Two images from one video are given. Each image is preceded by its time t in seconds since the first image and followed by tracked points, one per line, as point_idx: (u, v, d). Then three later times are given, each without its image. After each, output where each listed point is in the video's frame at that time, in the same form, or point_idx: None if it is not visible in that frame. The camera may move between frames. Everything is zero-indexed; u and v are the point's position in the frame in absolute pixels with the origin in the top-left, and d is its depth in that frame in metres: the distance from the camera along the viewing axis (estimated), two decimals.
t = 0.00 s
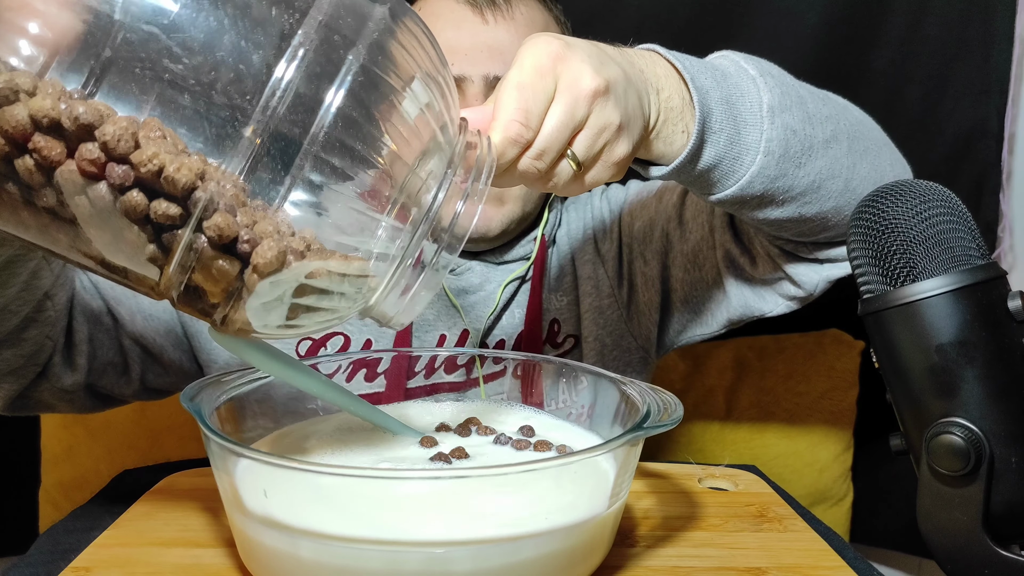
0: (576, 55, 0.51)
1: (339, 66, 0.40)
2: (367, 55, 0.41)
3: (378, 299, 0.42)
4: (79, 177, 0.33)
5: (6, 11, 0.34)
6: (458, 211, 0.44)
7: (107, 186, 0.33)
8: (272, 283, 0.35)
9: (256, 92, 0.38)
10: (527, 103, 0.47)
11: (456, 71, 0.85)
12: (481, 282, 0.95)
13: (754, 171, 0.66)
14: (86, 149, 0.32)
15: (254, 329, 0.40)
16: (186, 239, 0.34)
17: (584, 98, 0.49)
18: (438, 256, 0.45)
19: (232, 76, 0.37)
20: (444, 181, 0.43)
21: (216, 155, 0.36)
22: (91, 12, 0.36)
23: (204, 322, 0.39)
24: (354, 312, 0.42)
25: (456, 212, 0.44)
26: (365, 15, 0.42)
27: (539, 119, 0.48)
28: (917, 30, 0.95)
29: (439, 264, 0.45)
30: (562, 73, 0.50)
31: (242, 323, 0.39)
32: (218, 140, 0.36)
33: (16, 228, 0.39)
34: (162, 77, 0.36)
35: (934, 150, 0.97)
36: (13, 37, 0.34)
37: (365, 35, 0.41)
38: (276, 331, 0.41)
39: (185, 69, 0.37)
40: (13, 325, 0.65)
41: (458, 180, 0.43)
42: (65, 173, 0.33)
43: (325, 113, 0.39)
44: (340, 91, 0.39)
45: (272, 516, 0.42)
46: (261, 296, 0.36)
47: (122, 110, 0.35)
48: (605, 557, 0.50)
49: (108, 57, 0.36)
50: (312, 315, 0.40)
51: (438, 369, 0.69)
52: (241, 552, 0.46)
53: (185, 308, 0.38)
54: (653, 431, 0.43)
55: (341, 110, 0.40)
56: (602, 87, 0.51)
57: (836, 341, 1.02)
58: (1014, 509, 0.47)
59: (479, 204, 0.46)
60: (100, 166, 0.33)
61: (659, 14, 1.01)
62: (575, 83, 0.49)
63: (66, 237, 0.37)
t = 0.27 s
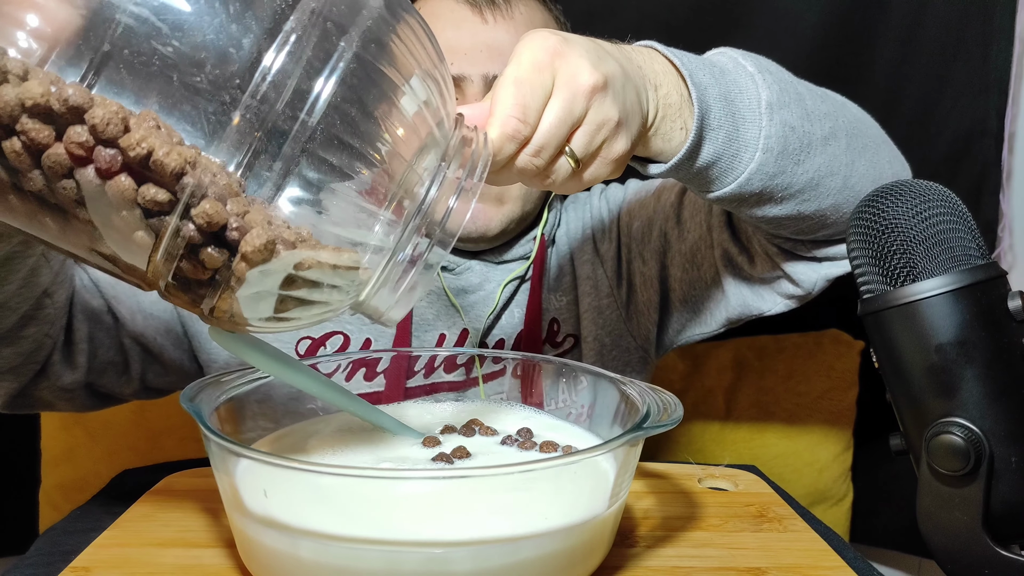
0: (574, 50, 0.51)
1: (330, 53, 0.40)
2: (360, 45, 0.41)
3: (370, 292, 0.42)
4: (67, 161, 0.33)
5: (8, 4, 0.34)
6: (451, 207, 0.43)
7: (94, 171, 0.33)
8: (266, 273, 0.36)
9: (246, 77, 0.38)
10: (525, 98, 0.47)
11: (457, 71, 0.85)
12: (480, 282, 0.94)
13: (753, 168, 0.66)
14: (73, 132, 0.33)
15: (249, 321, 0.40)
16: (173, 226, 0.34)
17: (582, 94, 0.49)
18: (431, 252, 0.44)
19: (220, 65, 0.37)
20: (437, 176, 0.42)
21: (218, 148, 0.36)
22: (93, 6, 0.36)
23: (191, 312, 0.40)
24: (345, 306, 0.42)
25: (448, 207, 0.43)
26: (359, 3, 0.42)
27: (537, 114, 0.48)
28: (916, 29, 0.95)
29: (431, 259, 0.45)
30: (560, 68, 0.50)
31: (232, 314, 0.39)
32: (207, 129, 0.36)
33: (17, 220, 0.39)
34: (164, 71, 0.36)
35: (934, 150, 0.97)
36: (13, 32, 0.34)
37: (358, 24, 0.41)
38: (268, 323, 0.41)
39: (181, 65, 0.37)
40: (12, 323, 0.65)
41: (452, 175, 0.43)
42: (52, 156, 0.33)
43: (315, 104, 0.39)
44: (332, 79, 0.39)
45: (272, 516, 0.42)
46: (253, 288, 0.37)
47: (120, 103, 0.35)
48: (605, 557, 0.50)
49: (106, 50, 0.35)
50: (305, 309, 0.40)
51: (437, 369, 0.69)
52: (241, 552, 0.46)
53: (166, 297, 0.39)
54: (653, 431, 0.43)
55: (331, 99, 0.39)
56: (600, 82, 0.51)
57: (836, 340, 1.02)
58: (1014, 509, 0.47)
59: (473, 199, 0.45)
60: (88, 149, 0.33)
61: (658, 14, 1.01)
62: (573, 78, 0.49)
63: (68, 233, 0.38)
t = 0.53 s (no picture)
0: (566, 54, 0.51)
1: (316, 50, 0.40)
2: (349, 44, 0.41)
3: (354, 295, 0.42)
4: (52, 153, 0.33)
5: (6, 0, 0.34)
6: (436, 212, 0.43)
7: (81, 165, 0.33)
8: (252, 271, 0.35)
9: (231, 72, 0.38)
10: (518, 103, 0.47)
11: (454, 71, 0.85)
12: (479, 283, 0.94)
13: (749, 169, 0.66)
14: (59, 125, 0.32)
15: (238, 322, 0.40)
16: (155, 220, 0.34)
17: (576, 99, 0.49)
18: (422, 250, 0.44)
19: (206, 57, 0.38)
20: (424, 180, 0.42)
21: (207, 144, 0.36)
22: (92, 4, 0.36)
23: (177, 312, 0.40)
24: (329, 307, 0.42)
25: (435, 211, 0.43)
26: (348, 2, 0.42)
27: (529, 120, 0.48)
28: (915, 29, 0.95)
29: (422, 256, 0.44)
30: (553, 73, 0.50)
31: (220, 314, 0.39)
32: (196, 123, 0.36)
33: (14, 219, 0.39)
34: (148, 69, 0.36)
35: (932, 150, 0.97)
36: (9, 26, 0.34)
37: (346, 22, 0.41)
38: (256, 324, 0.41)
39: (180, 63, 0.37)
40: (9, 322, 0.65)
41: (440, 180, 0.42)
42: (36, 149, 0.33)
43: (297, 103, 0.39)
44: (316, 78, 0.39)
45: (272, 517, 0.42)
46: (236, 287, 0.36)
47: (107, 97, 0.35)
48: (605, 558, 0.50)
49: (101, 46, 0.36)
50: (291, 309, 0.40)
51: (436, 369, 0.69)
52: (241, 553, 0.46)
53: (145, 295, 0.39)
54: (653, 431, 0.43)
55: (320, 99, 0.40)
56: (594, 87, 0.50)
57: (836, 341, 1.02)
58: (1013, 509, 0.47)
59: (462, 203, 0.44)
60: (74, 142, 0.33)
61: (656, 15, 1.01)
62: (565, 83, 0.49)
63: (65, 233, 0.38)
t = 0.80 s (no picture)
0: (564, 51, 0.51)
1: (311, 52, 0.40)
2: (344, 45, 0.41)
3: (352, 298, 0.42)
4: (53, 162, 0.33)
5: None
6: (435, 209, 0.43)
7: (93, 184, 0.33)
8: (254, 275, 0.36)
9: (222, 78, 0.38)
10: (515, 100, 0.47)
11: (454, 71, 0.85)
12: (479, 283, 0.95)
13: (748, 167, 0.66)
14: (71, 145, 0.32)
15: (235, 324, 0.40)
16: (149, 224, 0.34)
17: (573, 96, 0.49)
18: (421, 249, 0.44)
19: (202, 60, 0.38)
20: (421, 179, 0.42)
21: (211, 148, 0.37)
22: None
23: (176, 315, 0.40)
24: (327, 309, 0.42)
25: (433, 210, 0.43)
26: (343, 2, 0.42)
27: (526, 116, 0.48)
28: (914, 29, 0.95)
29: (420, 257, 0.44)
30: (550, 70, 0.50)
31: (219, 318, 0.39)
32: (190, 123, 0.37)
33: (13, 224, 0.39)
34: (143, 69, 0.37)
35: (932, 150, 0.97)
36: None
37: (340, 23, 0.41)
38: (255, 326, 0.41)
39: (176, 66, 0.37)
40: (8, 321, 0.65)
41: (438, 179, 0.43)
42: (50, 169, 0.33)
43: (297, 102, 0.39)
44: (314, 79, 0.39)
45: (272, 517, 0.42)
46: (237, 291, 0.36)
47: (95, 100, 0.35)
48: (605, 557, 0.50)
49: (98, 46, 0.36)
50: (290, 311, 0.40)
51: (434, 369, 0.68)
52: (241, 553, 0.46)
53: (143, 296, 0.39)
54: (653, 431, 0.43)
55: (316, 98, 0.40)
56: (591, 84, 0.50)
57: (836, 341, 1.02)
58: (1014, 508, 0.47)
59: (460, 202, 0.44)
60: (86, 161, 0.33)
61: (656, 15, 1.01)
62: (562, 80, 0.49)
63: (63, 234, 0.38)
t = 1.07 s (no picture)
0: (563, 51, 0.51)
1: (307, 49, 0.40)
2: (339, 41, 0.40)
3: (343, 297, 0.42)
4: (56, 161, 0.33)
5: None
6: (430, 210, 0.43)
7: (98, 181, 0.34)
8: (245, 271, 0.36)
9: (214, 71, 0.38)
10: (514, 101, 0.46)
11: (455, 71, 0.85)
12: (479, 282, 0.95)
13: (749, 168, 0.66)
14: (78, 142, 0.33)
15: (237, 324, 0.41)
16: (149, 222, 0.34)
17: (572, 96, 0.49)
18: (418, 247, 0.44)
19: (197, 56, 0.38)
20: (417, 179, 0.42)
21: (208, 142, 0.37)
22: None
23: (170, 312, 0.40)
24: (320, 309, 0.42)
25: (428, 210, 0.43)
26: None
27: (526, 117, 0.47)
28: (916, 29, 0.95)
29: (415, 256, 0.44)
30: (549, 70, 0.50)
31: (214, 315, 0.39)
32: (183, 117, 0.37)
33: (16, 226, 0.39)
34: (130, 63, 0.37)
35: (933, 151, 0.97)
36: None
37: (335, 18, 0.41)
38: (248, 325, 0.41)
39: (170, 62, 0.37)
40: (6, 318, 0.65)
41: (434, 178, 0.42)
42: (56, 165, 0.33)
43: (290, 97, 0.39)
44: (309, 74, 0.39)
45: (272, 516, 0.42)
46: (232, 287, 0.37)
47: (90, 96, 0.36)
48: (605, 557, 0.50)
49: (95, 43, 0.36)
50: (287, 310, 0.41)
51: (435, 369, 0.68)
52: (241, 552, 0.46)
53: (132, 291, 0.39)
54: (653, 431, 0.43)
55: (311, 94, 0.39)
56: (591, 85, 0.50)
57: (836, 341, 1.02)
58: (1013, 510, 0.47)
59: (456, 201, 0.44)
60: (94, 158, 0.33)
61: (657, 15, 1.01)
62: (562, 81, 0.49)
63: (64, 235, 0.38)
